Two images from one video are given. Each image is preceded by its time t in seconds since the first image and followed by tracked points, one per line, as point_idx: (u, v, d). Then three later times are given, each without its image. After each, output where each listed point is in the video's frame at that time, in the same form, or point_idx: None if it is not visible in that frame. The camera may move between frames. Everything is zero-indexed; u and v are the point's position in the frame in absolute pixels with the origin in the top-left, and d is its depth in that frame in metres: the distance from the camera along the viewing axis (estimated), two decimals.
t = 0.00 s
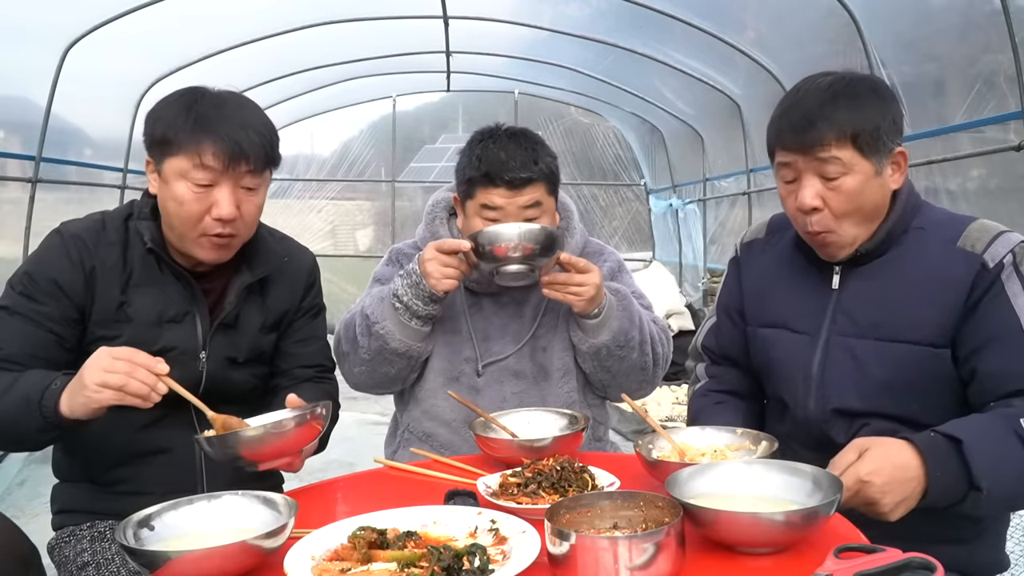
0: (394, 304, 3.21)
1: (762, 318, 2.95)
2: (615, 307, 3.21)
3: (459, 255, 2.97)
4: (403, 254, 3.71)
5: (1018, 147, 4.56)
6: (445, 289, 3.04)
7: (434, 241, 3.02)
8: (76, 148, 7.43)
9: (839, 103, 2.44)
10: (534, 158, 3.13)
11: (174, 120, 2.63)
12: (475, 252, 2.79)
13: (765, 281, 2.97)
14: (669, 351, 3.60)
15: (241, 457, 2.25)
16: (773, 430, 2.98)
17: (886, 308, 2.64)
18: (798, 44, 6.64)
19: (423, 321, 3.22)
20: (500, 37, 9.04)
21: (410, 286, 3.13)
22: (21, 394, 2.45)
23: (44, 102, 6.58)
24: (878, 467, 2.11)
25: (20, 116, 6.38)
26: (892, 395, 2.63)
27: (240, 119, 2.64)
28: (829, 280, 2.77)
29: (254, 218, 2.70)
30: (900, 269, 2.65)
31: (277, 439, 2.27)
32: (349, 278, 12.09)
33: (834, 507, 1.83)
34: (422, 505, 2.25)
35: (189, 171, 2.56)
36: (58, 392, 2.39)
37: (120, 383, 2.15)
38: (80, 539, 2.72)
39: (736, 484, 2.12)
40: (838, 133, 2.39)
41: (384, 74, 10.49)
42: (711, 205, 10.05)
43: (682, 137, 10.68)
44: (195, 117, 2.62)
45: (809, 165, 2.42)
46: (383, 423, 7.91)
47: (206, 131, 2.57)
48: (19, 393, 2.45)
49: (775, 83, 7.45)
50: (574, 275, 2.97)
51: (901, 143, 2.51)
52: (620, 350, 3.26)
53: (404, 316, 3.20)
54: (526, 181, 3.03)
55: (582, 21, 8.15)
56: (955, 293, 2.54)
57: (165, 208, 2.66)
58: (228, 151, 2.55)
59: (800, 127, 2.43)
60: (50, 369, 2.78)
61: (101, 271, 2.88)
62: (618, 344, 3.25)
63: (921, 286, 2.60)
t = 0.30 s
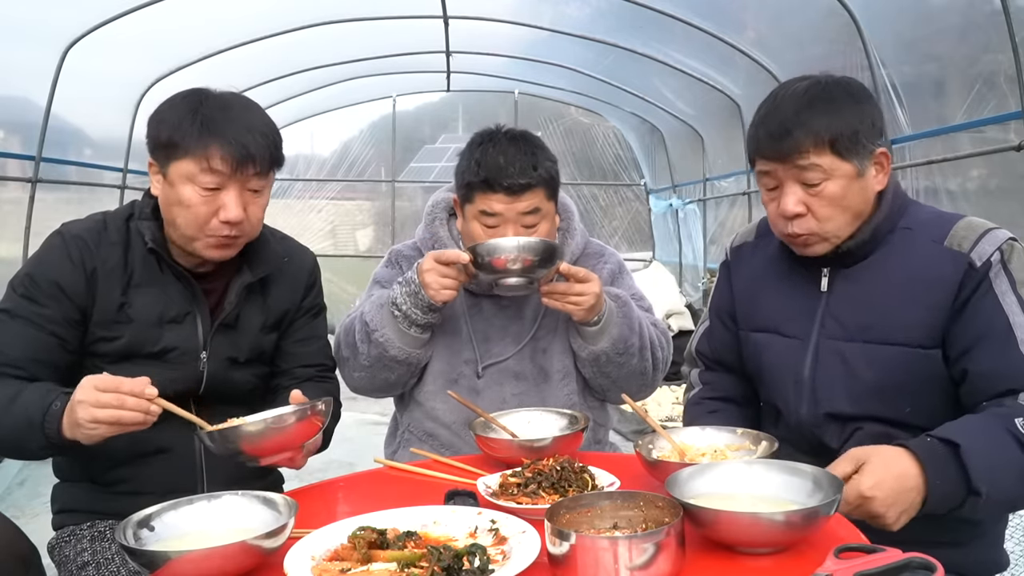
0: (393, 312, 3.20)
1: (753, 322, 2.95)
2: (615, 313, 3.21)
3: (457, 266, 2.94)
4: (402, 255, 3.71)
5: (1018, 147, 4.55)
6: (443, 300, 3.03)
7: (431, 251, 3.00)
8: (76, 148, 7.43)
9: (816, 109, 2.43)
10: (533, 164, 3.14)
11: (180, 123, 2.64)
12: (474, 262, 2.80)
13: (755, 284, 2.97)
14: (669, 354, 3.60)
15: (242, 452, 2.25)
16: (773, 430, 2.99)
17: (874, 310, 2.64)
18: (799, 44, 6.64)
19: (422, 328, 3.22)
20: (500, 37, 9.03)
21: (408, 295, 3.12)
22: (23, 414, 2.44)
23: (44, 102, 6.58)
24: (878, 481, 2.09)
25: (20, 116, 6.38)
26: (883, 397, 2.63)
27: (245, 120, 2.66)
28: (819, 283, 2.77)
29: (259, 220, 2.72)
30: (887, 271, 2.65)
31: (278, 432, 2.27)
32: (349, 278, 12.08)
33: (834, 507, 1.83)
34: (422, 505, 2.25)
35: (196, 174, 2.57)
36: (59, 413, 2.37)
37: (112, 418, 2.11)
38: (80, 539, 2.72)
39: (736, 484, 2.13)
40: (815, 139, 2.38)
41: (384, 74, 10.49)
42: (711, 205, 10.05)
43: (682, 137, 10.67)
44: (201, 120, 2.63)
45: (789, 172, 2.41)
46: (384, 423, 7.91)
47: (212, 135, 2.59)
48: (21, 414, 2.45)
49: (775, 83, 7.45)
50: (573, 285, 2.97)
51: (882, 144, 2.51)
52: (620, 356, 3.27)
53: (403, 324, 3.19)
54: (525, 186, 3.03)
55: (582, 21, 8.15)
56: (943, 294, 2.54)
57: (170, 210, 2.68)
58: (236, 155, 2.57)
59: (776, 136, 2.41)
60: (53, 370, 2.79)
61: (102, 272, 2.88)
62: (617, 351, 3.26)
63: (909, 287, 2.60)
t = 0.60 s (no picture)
0: (392, 316, 3.21)
1: (751, 323, 2.95)
2: (616, 316, 3.21)
3: (457, 271, 2.93)
4: (402, 256, 3.71)
5: (1018, 147, 4.54)
6: (443, 304, 3.02)
7: (431, 256, 3.00)
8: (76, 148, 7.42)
9: (814, 112, 2.43)
10: (533, 166, 3.13)
11: (185, 132, 2.64)
12: (473, 267, 2.80)
13: (751, 286, 2.97)
14: (669, 354, 3.60)
15: (244, 456, 2.25)
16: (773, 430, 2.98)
17: (872, 312, 2.64)
18: (798, 44, 6.64)
19: (422, 331, 3.23)
20: (500, 37, 9.03)
21: (408, 299, 3.11)
22: (29, 413, 2.43)
23: (44, 102, 6.58)
24: (889, 496, 2.10)
25: (20, 116, 6.38)
26: (882, 399, 2.63)
27: (249, 130, 2.67)
28: (815, 284, 2.77)
29: (258, 230, 2.73)
30: (884, 273, 2.65)
31: (281, 436, 2.27)
32: (349, 278, 12.07)
33: (834, 507, 1.83)
34: (422, 505, 2.25)
35: (197, 186, 2.58)
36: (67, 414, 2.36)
37: (141, 417, 2.11)
38: (80, 538, 2.72)
39: (736, 484, 2.12)
40: (813, 143, 2.38)
41: (384, 74, 10.49)
42: (711, 205, 10.04)
43: (682, 137, 10.68)
44: (205, 130, 2.63)
45: (788, 176, 2.41)
46: (384, 423, 7.91)
47: (215, 146, 2.59)
48: (26, 413, 2.44)
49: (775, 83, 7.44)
50: (574, 289, 2.97)
51: (878, 146, 2.51)
52: (620, 359, 3.27)
53: (403, 327, 3.20)
54: (525, 189, 3.03)
55: (582, 21, 8.15)
56: (940, 295, 2.54)
57: (170, 216, 2.69)
58: (238, 167, 2.57)
59: (774, 140, 2.42)
60: (54, 371, 2.79)
61: (102, 272, 2.88)
62: (618, 354, 3.25)
63: (906, 289, 2.60)
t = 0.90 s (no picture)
0: (392, 317, 3.21)
1: (752, 325, 2.95)
2: (616, 318, 3.21)
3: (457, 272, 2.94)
4: (402, 257, 3.71)
5: (1018, 147, 4.54)
6: (444, 305, 3.02)
7: (431, 257, 3.00)
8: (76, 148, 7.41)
9: (817, 114, 2.43)
10: (534, 167, 3.13)
11: (185, 135, 2.65)
12: (473, 268, 2.80)
13: (752, 287, 2.98)
14: (670, 355, 3.61)
15: (244, 458, 2.25)
16: (773, 430, 2.98)
17: (873, 314, 2.64)
18: (798, 44, 6.64)
19: (422, 333, 3.23)
20: (500, 37, 9.03)
21: (409, 300, 3.11)
22: (20, 411, 2.44)
23: (44, 102, 6.57)
24: (927, 520, 2.07)
25: (20, 116, 6.38)
26: (884, 403, 2.63)
27: (249, 132, 2.68)
28: (816, 286, 2.78)
29: (257, 234, 2.74)
30: (886, 275, 2.65)
31: (281, 438, 2.27)
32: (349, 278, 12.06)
33: (834, 507, 1.83)
34: (422, 505, 2.25)
35: (196, 189, 2.59)
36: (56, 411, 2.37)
37: (121, 414, 2.12)
38: (80, 538, 2.72)
39: (737, 484, 2.13)
40: (818, 144, 2.38)
41: (384, 74, 10.49)
42: (711, 205, 10.04)
43: (682, 136, 10.68)
44: (206, 134, 2.64)
45: (791, 178, 2.41)
46: (384, 423, 7.91)
47: (215, 149, 2.60)
48: (17, 410, 2.44)
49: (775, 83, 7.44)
50: (574, 290, 2.97)
51: (883, 147, 2.51)
52: (620, 360, 3.27)
53: (403, 328, 3.20)
54: (526, 190, 3.04)
55: (582, 21, 8.15)
56: (942, 299, 2.54)
57: (170, 218, 2.70)
58: (238, 171, 2.58)
59: (778, 141, 2.41)
60: (52, 371, 2.79)
61: (103, 272, 2.88)
62: (618, 355, 3.26)
63: (908, 292, 2.60)
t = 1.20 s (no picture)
0: (392, 319, 3.21)
1: (754, 326, 2.96)
2: (615, 319, 3.21)
3: (456, 274, 2.94)
4: (401, 257, 3.72)
5: (1018, 147, 4.53)
6: (443, 307, 3.03)
7: (430, 259, 3.01)
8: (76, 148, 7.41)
9: (823, 115, 2.42)
10: (533, 167, 3.13)
11: (185, 137, 2.65)
12: (473, 270, 2.80)
13: (755, 285, 2.98)
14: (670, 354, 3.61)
15: (244, 463, 2.25)
16: (773, 430, 2.98)
17: (877, 318, 2.64)
18: (798, 44, 6.64)
19: (422, 334, 3.23)
20: (500, 37, 9.03)
21: (408, 302, 3.12)
22: (26, 411, 2.43)
23: (44, 102, 6.57)
24: None
25: (20, 116, 6.38)
26: (887, 407, 2.62)
27: (248, 134, 2.68)
28: (819, 287, 2.78)
29: (256, 235, 2.75)
30: (889, 278, 2.64)
31: (281, 438, 2.27)
32: (349, 278, 12.06)
33: (834, 507, 1.83)
34: (422, 505, 2.25)
35: (195, 191, 2.59)
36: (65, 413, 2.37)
37: (112, 414, 2.12)
38: (80, 538, 2.72)
39: (736, 484, 2.13)
40: (824, 147, 2.37)
41: (384, 74, 10.49)
42: (711, 206, 10.04)
43: (682, 136, 10.68)
44: (205, 135, 2.64)
45: (796, 181, 2.40)
46: (383, 423, 7.91)
47: (215, 152, 2.59)
48: (24, 410, 2.44)
49: (775, 83, 7.44)
50: (574, 292, 2.98)
51: (889, 152, 2.51)
52: (620, 362, 3.27)
53: (402, 330, 3.20)
54: (525, 190, 3.04)
55: (582, 21, 8.15)
56: (945, 303, 2.53)
57: (170, 220, 2.71)
58: (238, 173, 2.58)
59: (784, 143, 2.40)
60: (55, 370, 2.79)
61: (105, 272, 2.88)
62: (618, 356, 3.26)
63: (912, 296, 2.59)
